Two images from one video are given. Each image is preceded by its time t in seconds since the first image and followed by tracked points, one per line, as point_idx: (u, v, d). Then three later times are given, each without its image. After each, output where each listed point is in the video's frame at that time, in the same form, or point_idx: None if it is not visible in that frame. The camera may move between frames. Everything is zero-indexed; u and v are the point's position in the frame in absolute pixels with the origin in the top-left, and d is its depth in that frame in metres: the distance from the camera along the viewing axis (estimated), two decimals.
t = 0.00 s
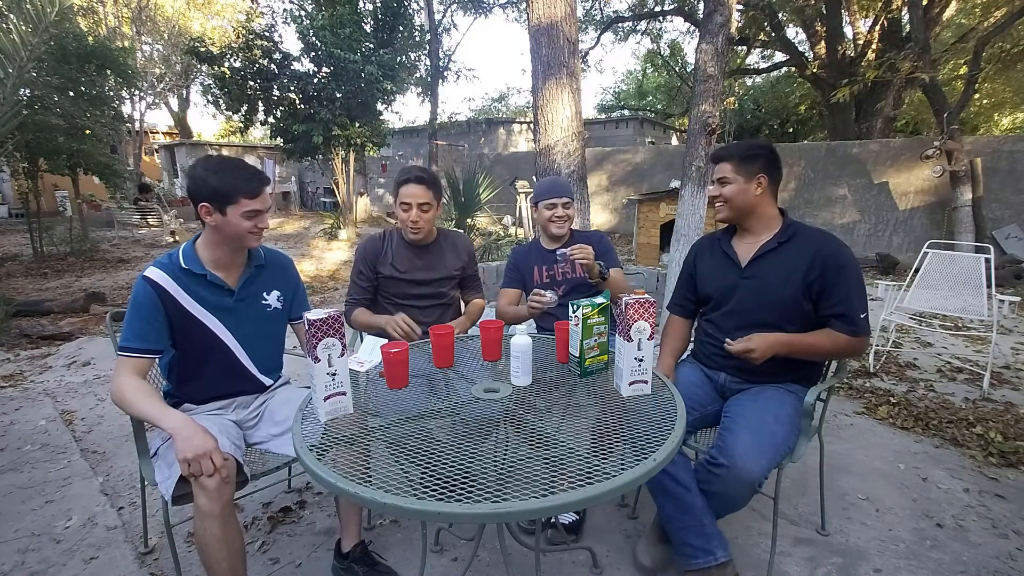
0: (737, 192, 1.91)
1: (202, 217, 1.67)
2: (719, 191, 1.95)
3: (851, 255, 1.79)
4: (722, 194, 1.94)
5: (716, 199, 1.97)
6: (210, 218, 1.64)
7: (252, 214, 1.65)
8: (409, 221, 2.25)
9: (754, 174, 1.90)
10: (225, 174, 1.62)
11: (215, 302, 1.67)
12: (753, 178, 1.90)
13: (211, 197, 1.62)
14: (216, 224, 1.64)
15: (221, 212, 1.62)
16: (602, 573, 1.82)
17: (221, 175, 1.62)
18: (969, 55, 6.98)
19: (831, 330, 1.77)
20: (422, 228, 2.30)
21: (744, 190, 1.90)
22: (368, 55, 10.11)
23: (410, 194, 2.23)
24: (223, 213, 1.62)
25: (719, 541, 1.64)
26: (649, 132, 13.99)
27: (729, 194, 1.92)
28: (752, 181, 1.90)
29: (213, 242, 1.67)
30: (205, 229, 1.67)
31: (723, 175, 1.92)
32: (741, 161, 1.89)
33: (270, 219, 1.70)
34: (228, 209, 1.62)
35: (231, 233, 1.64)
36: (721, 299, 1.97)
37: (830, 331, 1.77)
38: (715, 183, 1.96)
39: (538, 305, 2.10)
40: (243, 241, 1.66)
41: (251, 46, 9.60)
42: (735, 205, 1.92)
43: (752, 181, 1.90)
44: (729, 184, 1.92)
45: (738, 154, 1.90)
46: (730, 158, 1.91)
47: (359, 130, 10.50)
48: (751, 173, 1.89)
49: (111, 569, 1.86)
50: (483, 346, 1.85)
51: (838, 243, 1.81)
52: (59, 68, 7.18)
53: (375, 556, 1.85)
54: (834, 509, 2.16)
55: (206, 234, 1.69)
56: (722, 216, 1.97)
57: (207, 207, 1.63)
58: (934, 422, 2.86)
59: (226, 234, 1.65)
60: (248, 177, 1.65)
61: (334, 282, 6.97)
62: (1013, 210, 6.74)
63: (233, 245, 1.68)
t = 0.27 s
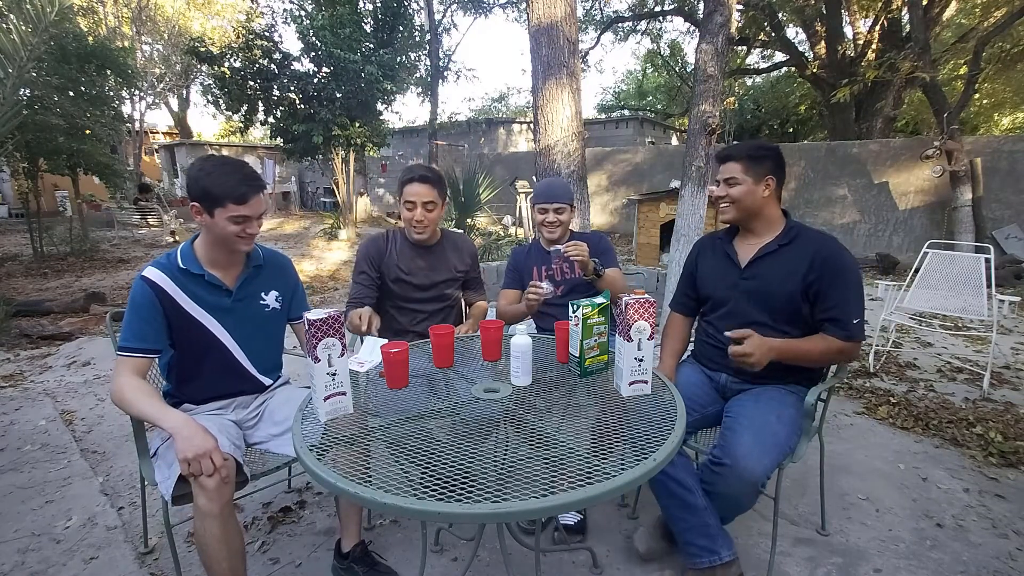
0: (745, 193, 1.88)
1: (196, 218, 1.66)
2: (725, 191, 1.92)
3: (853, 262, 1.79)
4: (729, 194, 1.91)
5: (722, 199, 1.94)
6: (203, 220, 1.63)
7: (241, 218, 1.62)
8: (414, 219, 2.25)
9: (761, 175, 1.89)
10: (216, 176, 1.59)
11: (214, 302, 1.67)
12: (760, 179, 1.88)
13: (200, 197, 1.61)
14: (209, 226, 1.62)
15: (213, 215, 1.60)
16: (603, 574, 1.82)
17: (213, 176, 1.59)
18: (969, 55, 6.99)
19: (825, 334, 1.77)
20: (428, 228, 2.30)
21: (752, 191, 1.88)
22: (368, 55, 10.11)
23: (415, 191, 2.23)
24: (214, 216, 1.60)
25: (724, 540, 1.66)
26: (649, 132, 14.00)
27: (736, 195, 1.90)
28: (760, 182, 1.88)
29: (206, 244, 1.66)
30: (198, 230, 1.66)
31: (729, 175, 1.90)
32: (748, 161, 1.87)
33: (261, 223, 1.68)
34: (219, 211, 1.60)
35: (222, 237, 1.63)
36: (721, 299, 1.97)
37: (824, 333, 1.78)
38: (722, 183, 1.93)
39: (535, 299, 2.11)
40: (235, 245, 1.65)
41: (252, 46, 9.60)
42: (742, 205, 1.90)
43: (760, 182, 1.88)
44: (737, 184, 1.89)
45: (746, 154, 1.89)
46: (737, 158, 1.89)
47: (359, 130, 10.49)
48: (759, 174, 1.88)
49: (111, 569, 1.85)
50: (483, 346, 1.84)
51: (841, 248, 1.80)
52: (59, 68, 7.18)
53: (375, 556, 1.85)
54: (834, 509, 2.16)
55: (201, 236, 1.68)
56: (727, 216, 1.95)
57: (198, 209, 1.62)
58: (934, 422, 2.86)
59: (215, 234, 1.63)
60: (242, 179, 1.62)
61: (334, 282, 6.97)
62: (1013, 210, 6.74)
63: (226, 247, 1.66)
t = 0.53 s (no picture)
0: (744, 193, 1.88)
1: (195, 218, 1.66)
2: (724, 192, 1.92)
3: (852, 262, 1.77)
4: (729, 195, 1.91)
5: (722, 200, 1.94)
6: (201, 220, 1.63)
7: (240, 218, 1.62)
8: (427, 216, 2.24)
9: (760, 175, 1.89)
10: (215, 177, 1.59)
11: (213, 302, 1.67)
12: (759, 179, 1.88)
13: (198, 198, 1.61)
14: (207, 226, 1.62)
15: (211, 215, 1.60)
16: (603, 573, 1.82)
17: (211, 176, 1.59)
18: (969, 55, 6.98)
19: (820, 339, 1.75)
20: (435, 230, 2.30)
21: (751, 191, 1.88)
22: (368, 55, 10.12)
23: (429, 190, 2.24)
24: (212, 216, 1.60)
25: (723, 537, 1.69)
26: (649, 132, 14.00)
27: (735, 195, 1.89)
28: (758, 182, 1.88)
29: (205, 244, 1.66)
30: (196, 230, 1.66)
31: (728, 176, 1.90)
32: (746, 162, 1.87)
33: (260, 223, 1.68)
34: (216, 212, 1.60)
35: (220, 237, 1.63)
36: (721, 299, 1.98)
37: (808, 356, 1.74)
38: (721, 183, 1.93)
39: (535, 300, 2.10)
40: (233, 245, 1.65)
41: (251, 46, 9.59)
42: (742, 206, 1.90)
43: (758, 182, 1.88)
44: (736, 185, 1.89)
45: (744, 154, 1.88)
46: (736, 159, 1.89)
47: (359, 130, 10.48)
48: (758, 174, 1.88)
49: (111, 569, 1.85)
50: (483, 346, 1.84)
51: (839, 249, 1.79)
52: (59, 68, 7.18)
53: (375, 556, 1.85)
54: (834, 510, 2.16)
55: (200, 236, 1.69)
56: (727, 217, 1.94)
57: (197, 209, 1.63)
58: (934, 422, 2.86)
59: (211, 235, 1.63)
60: (241, 180, 1.62)
61: (334, 282, 6.97)
62: (1013, 210, 6.73)
63: (225, 248, 1.66)
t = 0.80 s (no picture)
0: (744, 193, 1.88)
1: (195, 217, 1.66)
2: (724, 192, 1.92)
3: (848, 264, 1.78)
4: (729, 196, 1.90)
5: (722, 201, 1.93)
6: (201, 217, 1.63)
7: (240, 213, 1.62)
8: (420, 224, 2.22)
9: (759, 175, 1.89)
10: (214, 173, 1.60)
11: (213, 301, 1.67)
12: (758, 179, 1.88)
13: (198, 194, 1.62)
14: (208, 223, 1.62)
15: (211, 211, 1.61)
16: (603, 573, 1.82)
17: (211, 173, 1.60)
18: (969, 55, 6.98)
19: (810, 337, 1.76)
20: (432, 234, 2.28)
21: (751, 191, 1.88)
22: (368, 55, 10.12)
23: (423, 197, 2.20)
24: (212, 212, 1.60)
25: (723, 536, 1.69)
26: (649, 132, 14.00)
27: (735, 196, 1.89)
28: (757, 182, 1.88)
29: (205, 242, 1.66)
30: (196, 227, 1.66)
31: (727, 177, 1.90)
32: (746, 162, 1.87)
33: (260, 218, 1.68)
34: (216, 207, 1.60)
35: (220, 234, 1.62)
36: (721, 300, 1.98)
37: (795, 359, 1.74)
38: (720, 184, 1.92)
39: (536, 300, 2.10)
40: (233, 242, 1.64)
41: (251, 46, 9.59)
42: (743, 206, 1.89)
43: (757, 182, 1.88)
44: (735, 185, 1.89)
45: (742, 154, 1.88)
46: (735, 159, 1.89)
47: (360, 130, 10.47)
48: (757, 173, 1.88)
49: (111, 569, 1.86)
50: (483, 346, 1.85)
51: (837, 249, 1.79)
52: (59, 68, 7.18)
53: (375, 556, 1.85)
54: (834, 509, 2.16)
55: (200, 235, 1.69)
56: (728, 218, 1.94)
57: (197, 206, 1.63)
58: (934, 422, 2.86)
59: (212, 230, 1.62)
60: (241, 177, 1.63)
61: (334, 282, 6.97)
62: (1013, 210, 6.73)
63: (225, 245, 1.66)
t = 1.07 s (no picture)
0: (746, 194, 1.88)
1: (199, 214, 1.67)
2: (726, 192, 1.91)
3: (845, 269, 1.77)
4: (732, 197, 1.90)
5: (724, 202, 1.93)
6: (206, 213, 1.64)
7: (245, 208, 1.63)
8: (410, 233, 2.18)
9: (762, 176, 1.88)
10: (223, 171, 1.61)
11: (213, 301, 1.67)
12: (761, 181, 1.88)
13: (205, 190, 1.62)
14: (212, 220, 1.62)
15: (216, 206, 1.61)
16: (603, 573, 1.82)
17: (218, 171, 1.61)
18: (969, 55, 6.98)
19: (795, 331, 1.72)
20: (425, 240, 2.24)
21: (754, 192, 1.87)
22: (368, 55, 10.13)
23: (411, 205, 2.15)
24: (217, 207, 1.61)
25: (722, 534, 1.69)
26: (649, 132, 14.01)
27: (738, 196, 1.89)
28: (760, 183, 1.88)
29: (207, 240, 1.66)
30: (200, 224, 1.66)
31: (728, 177, 1.90)
32: (748, 163, 1.87)
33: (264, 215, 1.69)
34: (222, 203, 1.61)
35: (223, 231, 1.63)
36: (720, 301, 1.98)
37: (785, 365, 1.68)
38: (722, 185, 1.92)
39: (535, 300, 2.10)
40: (237, 240, 1.64)
41: (252, 46, 9.59)
42: (745, 207, 1.89)
43: (760, 183, 1.88)
44: (737, 186, 1.88)
45: (745, 155, 1.88)
46: (738, 160, 1.89)
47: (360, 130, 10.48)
48: (759, 175, 1.88)
49: (111, 569, 1.86)
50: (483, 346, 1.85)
51: (836, 254, 1.79)
52: (59, 68, 7.18)
53: (375, 556, 1.84)
54: (834, 509, 2.16)
55: (202, 232, 1.69)
56: (730, 219, 1.93)
57: (202, 202, 1.63)
58: (934, 422, 2.86)
59: (215, 226, 1.62)
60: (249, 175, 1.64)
61: (334, 282, 6.97)
62: (1013, 210, 6.73)
63: (227, 243, 1.65)
